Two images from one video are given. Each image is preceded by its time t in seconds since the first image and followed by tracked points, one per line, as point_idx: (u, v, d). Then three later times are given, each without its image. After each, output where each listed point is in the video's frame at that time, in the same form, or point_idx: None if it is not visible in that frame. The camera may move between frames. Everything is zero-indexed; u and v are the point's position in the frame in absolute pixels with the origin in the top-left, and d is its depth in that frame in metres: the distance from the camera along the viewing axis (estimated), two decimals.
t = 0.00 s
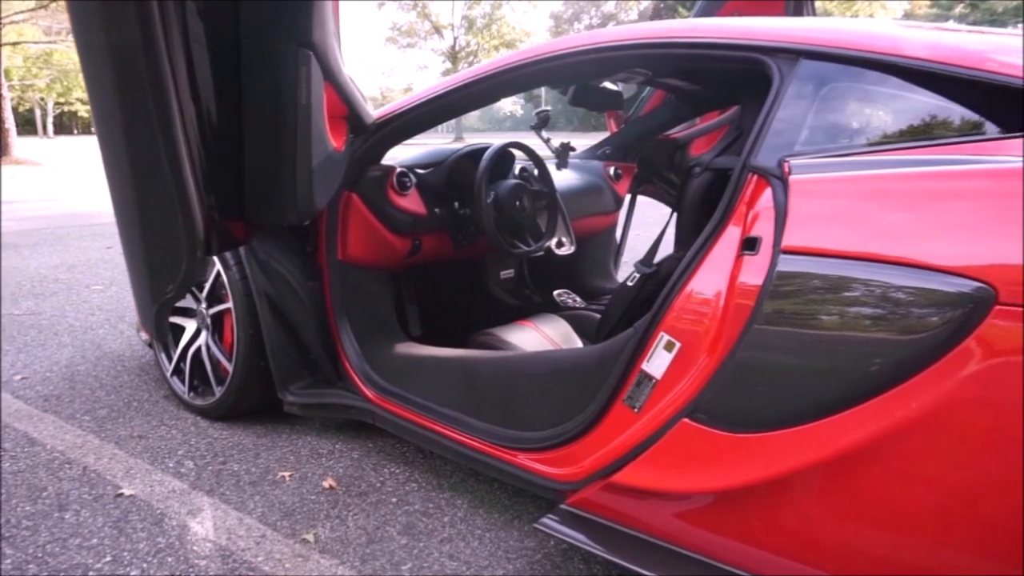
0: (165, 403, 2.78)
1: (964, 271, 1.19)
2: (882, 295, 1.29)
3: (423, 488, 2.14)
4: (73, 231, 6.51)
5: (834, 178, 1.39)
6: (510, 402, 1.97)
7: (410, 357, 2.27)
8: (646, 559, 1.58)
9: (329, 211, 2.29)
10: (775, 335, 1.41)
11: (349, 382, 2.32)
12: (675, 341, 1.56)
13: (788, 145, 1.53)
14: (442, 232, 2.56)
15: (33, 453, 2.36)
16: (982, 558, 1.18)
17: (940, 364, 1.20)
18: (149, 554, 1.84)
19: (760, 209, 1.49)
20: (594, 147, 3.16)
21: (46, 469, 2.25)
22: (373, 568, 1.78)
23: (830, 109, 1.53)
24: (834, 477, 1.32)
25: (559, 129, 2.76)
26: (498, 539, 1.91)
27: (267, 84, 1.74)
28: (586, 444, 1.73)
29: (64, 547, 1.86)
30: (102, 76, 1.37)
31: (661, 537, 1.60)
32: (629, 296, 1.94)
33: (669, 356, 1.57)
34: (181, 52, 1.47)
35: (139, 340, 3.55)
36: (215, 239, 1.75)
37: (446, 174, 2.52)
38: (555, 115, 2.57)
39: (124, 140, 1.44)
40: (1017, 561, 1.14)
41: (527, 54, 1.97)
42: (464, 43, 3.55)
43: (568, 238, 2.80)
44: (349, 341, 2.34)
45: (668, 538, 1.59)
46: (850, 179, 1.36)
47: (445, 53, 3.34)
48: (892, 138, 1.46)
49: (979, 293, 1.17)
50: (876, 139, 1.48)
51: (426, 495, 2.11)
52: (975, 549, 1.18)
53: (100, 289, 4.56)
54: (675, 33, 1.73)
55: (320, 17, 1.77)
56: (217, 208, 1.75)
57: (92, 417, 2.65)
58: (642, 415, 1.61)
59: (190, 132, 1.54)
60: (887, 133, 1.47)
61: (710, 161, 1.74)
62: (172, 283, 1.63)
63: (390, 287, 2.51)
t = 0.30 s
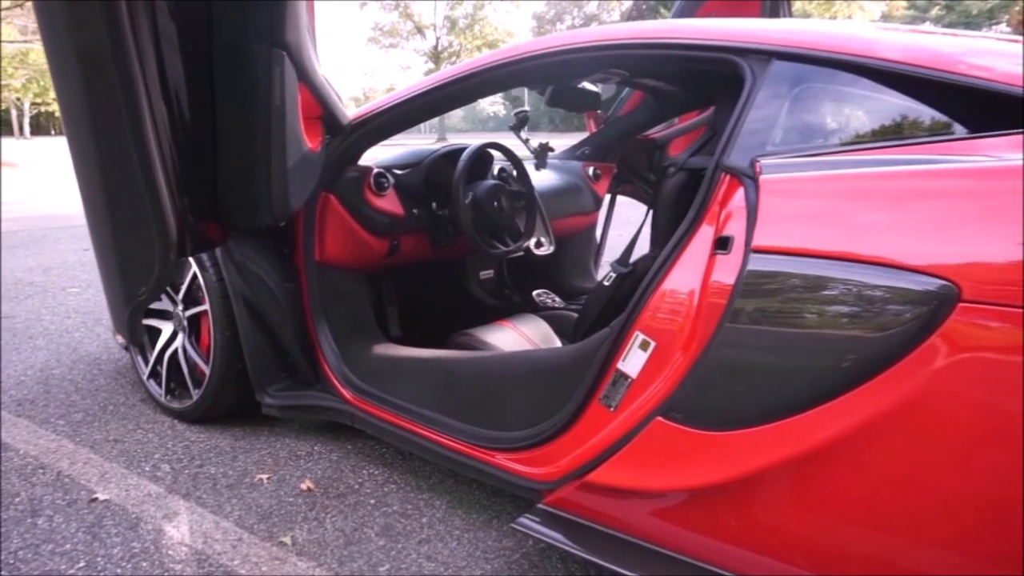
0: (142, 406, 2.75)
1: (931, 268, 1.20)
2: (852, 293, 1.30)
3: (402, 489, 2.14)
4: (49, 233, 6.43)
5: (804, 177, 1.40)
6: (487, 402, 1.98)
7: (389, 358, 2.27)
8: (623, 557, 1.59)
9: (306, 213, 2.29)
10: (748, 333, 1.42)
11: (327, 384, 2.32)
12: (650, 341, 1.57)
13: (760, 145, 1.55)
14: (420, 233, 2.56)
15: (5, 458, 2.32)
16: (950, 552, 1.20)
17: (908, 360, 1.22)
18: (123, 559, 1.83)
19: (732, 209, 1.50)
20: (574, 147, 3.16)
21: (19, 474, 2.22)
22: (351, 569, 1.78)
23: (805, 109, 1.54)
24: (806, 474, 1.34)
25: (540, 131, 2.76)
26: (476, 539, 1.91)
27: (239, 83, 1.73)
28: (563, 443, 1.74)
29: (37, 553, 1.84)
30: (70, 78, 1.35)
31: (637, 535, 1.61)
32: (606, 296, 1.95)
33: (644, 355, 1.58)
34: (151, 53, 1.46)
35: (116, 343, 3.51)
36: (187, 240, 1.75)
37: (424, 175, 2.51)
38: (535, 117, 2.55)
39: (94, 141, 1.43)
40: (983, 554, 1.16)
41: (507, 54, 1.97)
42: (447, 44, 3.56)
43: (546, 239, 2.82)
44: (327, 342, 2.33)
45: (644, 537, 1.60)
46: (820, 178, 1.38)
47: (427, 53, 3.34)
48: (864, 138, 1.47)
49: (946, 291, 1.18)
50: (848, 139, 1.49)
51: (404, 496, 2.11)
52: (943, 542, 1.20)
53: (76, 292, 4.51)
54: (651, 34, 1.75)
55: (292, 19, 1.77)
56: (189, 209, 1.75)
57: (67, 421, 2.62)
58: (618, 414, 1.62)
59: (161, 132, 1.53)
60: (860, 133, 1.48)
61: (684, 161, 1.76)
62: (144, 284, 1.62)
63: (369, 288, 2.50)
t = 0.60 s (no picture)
0: (122, 409, 2.73)
1: (907, 268, 1.22)
2: (829, 292, 1.31)
3: (384, 491, 2.14)
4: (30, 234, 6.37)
5: (779, 177, 1.42)
6: (468, 403, 1.98)
7: (371, 359, 2.27)
8: (603, 557, 1.59)
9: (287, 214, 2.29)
10: (726, 332, 1.42)
11: (309, 386, 2.31)
12: (629, 340, 1.58)
13: (737, 145, 1.56)
14: (402, 234, 2.56)
15: None
16: (924, 548, 1.21)
17: (883, 358, 1.23)
18: (101, 563, 1.81)
19: (710, 209, 1.51)
20: (556, 148, 3.13)
21: None
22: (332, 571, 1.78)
23: (785, 110, 1.56)
24: (782, 471, 1.35)
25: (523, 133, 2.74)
26: (458, 539, 1.91)
27: (218, 85, 1.75)
28: (543, 443, 1.75)
29: (13, 558, 1.82)
30: (44, 79, 1.34)
31: (618, 535, 1.62)
32: (587, 296, 1.96)
33: (624, 355, 1.59)
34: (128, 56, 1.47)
35: (97, 345, 3.48)
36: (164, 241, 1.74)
37: (406, 176, 2.50)
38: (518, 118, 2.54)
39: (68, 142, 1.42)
40: (958, 551, 1.18)
41: (490, 54, 1.97)
42: (433, 44, 3.56)
43: (529, 238, 2.79)
44: (309, 343, 2.32)
45: (625, 536, 1.61)
46: (796, 178, 1.39)
47: (412, 53, 3.34)
48: (842, 139, 1.49)
49: (917, 290, 1.20)
50: (827, 140, 1.50)
51: (387, 497, 2.11)
52: (917, 539, 1.22)
53: (57, 294, 4.47)
54: (640, 35, 1.75)
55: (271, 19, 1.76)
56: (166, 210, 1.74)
57: (46, 425, 2.59)
58: (598, 414, 1.63)
59: (137, 132, 1.54)
60: (838, 133, 1.50)
61: (663, 162, 1.77)
62: (121, 286, 1.60)
63: (350, 289, 2.50)
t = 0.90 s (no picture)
0: (97, 412, 2.70)
1: (878, 265, 1.23)
2: (798, 290, 1.32)
3: (363, 492, 2.13)
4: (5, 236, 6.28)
5: (749, 177, 1.43)
6: (446, 403, 1.98)
7: (349, 360, 2.26)
8: (579, 556, 1.60)
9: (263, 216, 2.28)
10: (699, 329, 1.43)
11: (287, 387, 2.30)
12: (605, 339, 1.59)
13: (708, 145, 1.58)
14: (380, 234, 2.55)
15: None
16: (894, 541, 1.23)
17: (850, 354, 1.25)
18: (75, 569, 1.80)
19: (683, 209, 1.52)
20: (535, 149, 3.07)
21: None
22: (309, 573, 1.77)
23: (759, 110, 1.57)
24: (755, 467, 1.37)
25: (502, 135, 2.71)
26: (436, 539, 1.91)
27: (190, 85, 1.77)
28: (520, 443, 1.75)
29: None
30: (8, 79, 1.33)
31: (594, 533, 1.63)
32: (563, 296, 1.97)
33: (599, 354, 1.60)
34: (94, 51, 1.48)
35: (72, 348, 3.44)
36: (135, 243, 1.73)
37: (384, 176, 2.49)
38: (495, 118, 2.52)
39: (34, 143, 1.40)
40: (927, 543, 1.20)
41: (468, 54, 1.97)
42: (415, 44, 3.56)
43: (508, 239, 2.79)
44: (286, 345, 2.31)
45: (602, 534, 1.62)
46: (768, 177, 1.41)
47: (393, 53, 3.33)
48: (816, 138, 1.51)
49: (881, 287, 1.22)
50: (800, 139, 1.52)
51: (365, 498, 2.10)
52: (887, 533, 1.24)
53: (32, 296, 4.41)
54: (621, 36, 1.75)
55: (241, 18, 1.76)
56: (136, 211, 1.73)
57: (18, 430, 2.55)
58: (574, 413, 1.63)
59: (106, 131, 1.55)
60: (812, 133, 1.52)
61: (638, 162, 1.79)
62: (92, 288, 1.58)
63: (327, 290, 2.49)
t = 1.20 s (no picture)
0: (76, 415, 2.67)
1: (856, 263, 1.25)
2: (776, 289, 1.34)
3: (345, 493, 2.13)
4: None
5: (727, 176, 1.45)
6: (428, 403, 1.99)
7: (331, 361, 2.26)
8: (560, 555, 1.61)
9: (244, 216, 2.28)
10: (680, 328, 1.44)
11: (269, 388, 2.29)
12: (584, 338, 1.60)
13: (686, 145, 1.60)
14: (361, 235, 2.54)
15: None
16: (870, 536, 1.25)
17: (827, 351, 1.26)
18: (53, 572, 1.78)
19: (661, 208, 1.53)
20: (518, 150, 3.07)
21: None
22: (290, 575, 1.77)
23: (737, 110, 1.59)
24: (734, 464, 1.38)
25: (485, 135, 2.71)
26: (419, 539, 1.92)
27: (169, 87, 1.78)
28: (501, 442, 1.75)
29: None
30: None
31: (576, 531, 1.64)
32: (545, 295, 1.98)
33: (579, 352, 1.60)
34: (71, 51, 1.48)
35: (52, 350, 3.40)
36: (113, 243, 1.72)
37: (366, 175, 2.48)
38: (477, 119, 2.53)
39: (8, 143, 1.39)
40: (905, 538, 1.22)
41: (451, 54, 1.97)
42: (400, 43, 3.55)
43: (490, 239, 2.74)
44: (268, 345, 2.31)
45: (584, 532, 1.62)
46: (744, 177, 1.42)
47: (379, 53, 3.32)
48: (797, 137, 1.51)
49: (855, 284, 1.24)
50: (778, 138, 1.54)
51: (347, 499, 2.10)
52: (865, 528, 1.25)
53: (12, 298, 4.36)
54: (602, 37, 1.76)
55: (219, 17, 1.78)
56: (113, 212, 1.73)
57: None
58: (554, 412, 1.64)
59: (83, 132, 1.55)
60: (791, 132, 1.53)
61: (618, 162, 1.80)
62: (70, 288, 1.57)
63: (309, 290, 2.49)
